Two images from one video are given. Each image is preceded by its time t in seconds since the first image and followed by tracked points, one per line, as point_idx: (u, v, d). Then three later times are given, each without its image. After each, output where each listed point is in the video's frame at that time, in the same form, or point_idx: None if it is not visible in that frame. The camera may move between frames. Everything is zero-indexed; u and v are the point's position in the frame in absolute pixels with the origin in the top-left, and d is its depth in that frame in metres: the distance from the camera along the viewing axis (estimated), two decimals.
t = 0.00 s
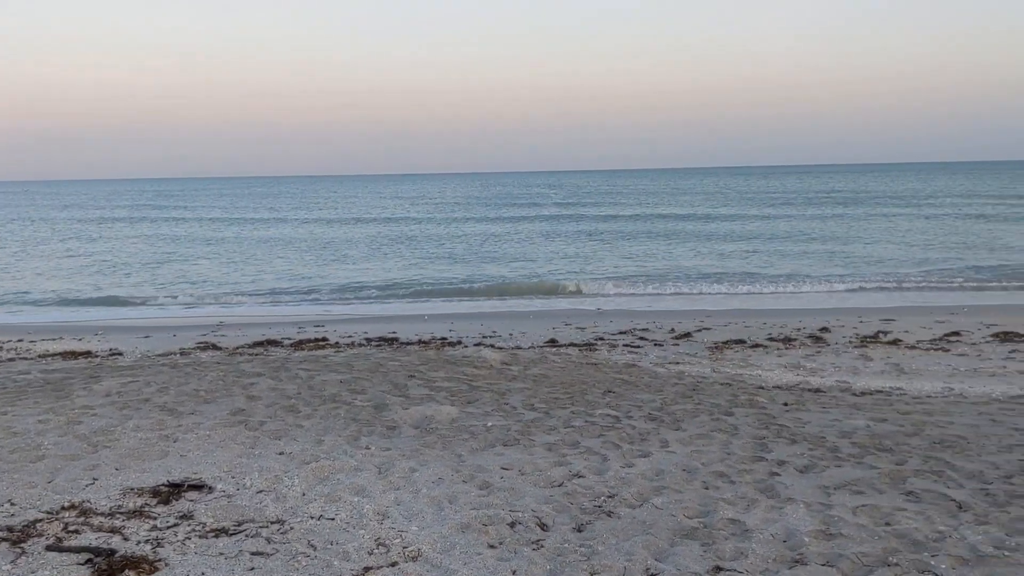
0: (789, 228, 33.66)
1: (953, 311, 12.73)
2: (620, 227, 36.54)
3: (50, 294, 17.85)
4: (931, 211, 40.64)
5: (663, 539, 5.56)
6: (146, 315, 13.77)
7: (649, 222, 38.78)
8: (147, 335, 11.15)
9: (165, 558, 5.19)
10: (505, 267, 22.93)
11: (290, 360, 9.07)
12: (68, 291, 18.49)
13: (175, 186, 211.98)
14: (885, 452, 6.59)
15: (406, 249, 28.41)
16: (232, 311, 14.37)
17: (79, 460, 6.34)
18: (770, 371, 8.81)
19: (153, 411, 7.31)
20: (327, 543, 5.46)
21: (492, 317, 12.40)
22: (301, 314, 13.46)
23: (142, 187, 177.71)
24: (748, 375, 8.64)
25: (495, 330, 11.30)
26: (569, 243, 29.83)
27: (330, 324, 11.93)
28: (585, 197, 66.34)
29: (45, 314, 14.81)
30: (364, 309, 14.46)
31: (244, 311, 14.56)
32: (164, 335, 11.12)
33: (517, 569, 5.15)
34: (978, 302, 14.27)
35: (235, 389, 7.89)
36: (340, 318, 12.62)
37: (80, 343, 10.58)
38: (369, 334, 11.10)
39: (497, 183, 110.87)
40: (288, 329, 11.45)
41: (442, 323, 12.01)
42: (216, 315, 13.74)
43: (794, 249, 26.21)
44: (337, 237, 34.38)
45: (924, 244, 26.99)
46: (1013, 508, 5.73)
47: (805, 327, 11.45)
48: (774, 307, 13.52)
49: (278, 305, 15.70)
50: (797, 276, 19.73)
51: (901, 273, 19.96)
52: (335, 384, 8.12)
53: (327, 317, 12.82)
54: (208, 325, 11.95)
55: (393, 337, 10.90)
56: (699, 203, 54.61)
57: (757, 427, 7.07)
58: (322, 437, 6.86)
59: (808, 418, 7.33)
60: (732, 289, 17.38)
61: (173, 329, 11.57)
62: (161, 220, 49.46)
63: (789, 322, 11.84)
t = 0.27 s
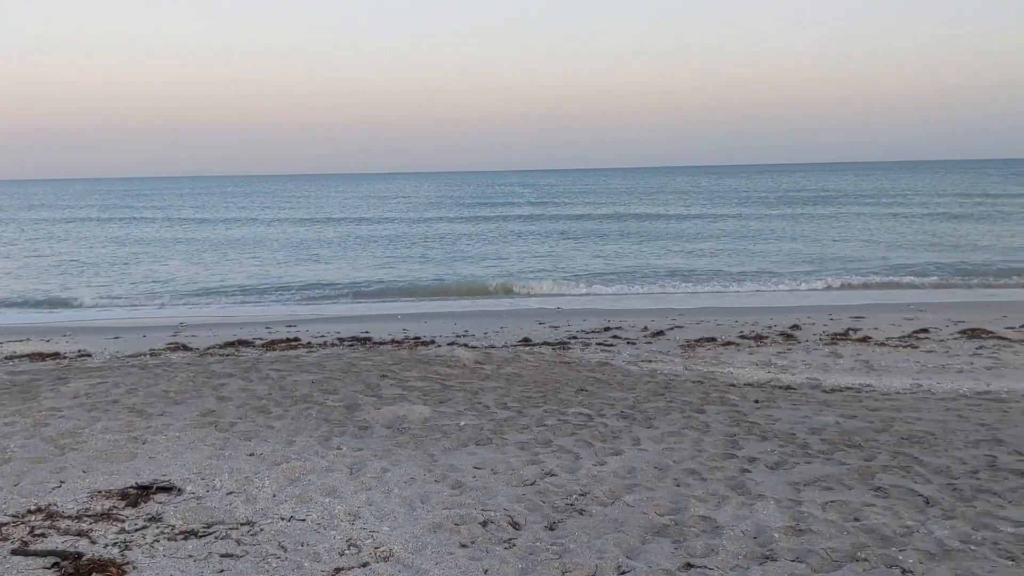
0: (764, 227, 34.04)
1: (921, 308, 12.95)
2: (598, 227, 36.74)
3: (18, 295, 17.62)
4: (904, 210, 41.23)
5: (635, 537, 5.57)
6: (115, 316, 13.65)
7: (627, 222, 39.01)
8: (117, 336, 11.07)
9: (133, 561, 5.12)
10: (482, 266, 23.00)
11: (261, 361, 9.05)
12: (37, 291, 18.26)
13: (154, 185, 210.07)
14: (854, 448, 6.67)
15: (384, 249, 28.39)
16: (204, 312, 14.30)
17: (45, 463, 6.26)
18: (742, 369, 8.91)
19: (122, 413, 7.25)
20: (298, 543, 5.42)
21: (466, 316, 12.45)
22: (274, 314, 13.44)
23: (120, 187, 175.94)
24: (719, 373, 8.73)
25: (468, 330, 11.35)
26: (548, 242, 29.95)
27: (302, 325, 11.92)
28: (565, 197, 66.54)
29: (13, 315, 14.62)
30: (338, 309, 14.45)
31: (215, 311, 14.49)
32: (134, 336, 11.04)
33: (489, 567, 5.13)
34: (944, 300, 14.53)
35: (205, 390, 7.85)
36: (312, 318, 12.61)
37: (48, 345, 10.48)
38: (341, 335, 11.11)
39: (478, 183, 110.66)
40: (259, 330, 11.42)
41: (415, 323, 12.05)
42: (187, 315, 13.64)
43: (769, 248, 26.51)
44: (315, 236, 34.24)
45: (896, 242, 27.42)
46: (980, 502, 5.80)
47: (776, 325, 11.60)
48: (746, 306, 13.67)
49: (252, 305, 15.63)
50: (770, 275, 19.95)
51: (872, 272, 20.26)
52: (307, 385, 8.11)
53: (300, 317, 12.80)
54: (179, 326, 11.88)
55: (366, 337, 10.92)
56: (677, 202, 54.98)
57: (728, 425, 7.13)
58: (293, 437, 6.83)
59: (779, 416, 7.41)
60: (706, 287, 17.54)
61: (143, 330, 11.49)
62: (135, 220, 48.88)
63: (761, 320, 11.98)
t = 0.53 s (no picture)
0: (743, 227, 34.31)
1: (893, 306, 13.11)
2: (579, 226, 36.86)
3: None
4: (881, 209, 41.68)
5: (609, 536, 5.57)
6: (87, 318, 13.53)
7: (607, 221, 39.17)
8: (88, 338, 10.99)
9: (103, 565, 5.05)
10: (461, 266, 23.03)
11: (234, 363, 9.01)
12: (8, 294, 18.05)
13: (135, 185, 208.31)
14: (826, 445, 6.72)
15: (363, 249, 28.33)
16: (177, 313, 14.21)
17: (14, 467, 6.19)
18: (716, 367, 8.98)
19: (92, 416, 7.19)
20: (271, 545, 5.38)
21: (442, 316, 12.48)
22: (247, 315, 13.40)
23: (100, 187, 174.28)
24: (694, 372, 8.79)
25: (443, 329, 11.38)
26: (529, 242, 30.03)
27: (276, 325, 11.89)
28: (548, 196, 66.70)
29: None
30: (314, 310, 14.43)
31: (188, 312, 14.41)
32: (106, 338, 10.96)
33: (464, 568, 5.12)
34: (914, 297, 14.71)
35: (178, 392, 7.80)
36: (287, 319, 12.59)
37: (18, 348, 10.38)
38: (316, 336, 11.10)
39: (461, 182, 110.69)
40: (233, 331, 11.39)
41: (390, 323, 12.06)
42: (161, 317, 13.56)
43: (748, 247, 26.72)
44: (294, 237, 34.10)
45: (872, 241, 27.74)
46: (950, 497, 5.86)
47: (750, 323, 11.69)
48: (721, 304, 13.79)
49: (228, 306, 15.57)
50: (747, 274, 20.12)
51: (847, 271, 20.48)
52: (280, 386, 8.10)
53: (274, 318, 12.78)
54: (151, 327, 11.81)
55: (341, 338, 10.92)
56: (658, 201, 55.26)
57: (702, 423, 7.17)
58: (267, 439, 6.80)
59: (752, 413, 7.46)
60: (683, 286, 17.66)
61: (114, 331, 11.41)
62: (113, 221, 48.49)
63: (735, 318, 12.08)
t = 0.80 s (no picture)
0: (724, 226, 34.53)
1: (867, 303, 13.24)
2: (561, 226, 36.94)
3: None
4: (860, 208, 42.09)
5: (585, 535, 5.57)
6: (58, 320, 13.40)
7: (590, 221, 39.29)
8: (60, 340, 10.89)
9: (74, 569, 4.98)
10: (443, 266, 23.05)
11: (208, 364, 8.98)
12: None
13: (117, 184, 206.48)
14: (800, 443, 6.77)
15: (342, 249, 28.25)
16: (150, 315, 14.13)
17: None
18: (692, 365, 9.04)
19: (64, 419, 7.12)
20: (245, 548, 5.34)
21: (420, 316, 12.49)
22: (222, 316, 13.34)
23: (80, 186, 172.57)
24: (670, 370, 8.83)
25: (420, 330, 11.39)
26: (511, 241, 30.08)
27: (251, 327, 11.85)
28: (529, 196, 66.82)
29: None
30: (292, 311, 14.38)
31: (161, 314, 14.32)
32: (78, 340, 10.86)
33: (439, 569, 5.10)
34: (886, 295, 14.89)
35: (151, 395, 7.75)
36: (262, 320, 12.54)
37: None
38: (291, 337, 11.08)
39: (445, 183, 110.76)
40: (208, 333, 11.34)
41: (366, 323, 12.05)
42: (137, 319, 13.48)
43: (728, 245, 26.91)
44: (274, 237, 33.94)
45: (849, 240, 28.04)
46: (922, 493, 5.92)
47: (726, 321, 11.77)
48: (697, 303, 13.87)
49: (206, 308, 15.49)
50: (726, 272, 20.26)
51: (824, 269, 20.69)
52: (255, 388, 8.07)
53: (249, 319, 12.73)
54: (124, 329, 11.72)
55: (316, 339, 10.90)
56: (641, 201, 55.54)
57: (678, 422, 7.21)
58: (241, 441, 6.76)
59: (727, 411, 7.51)
60: (662, 285, 17.77)
61: (87, 333, 11.32)
62: (93, 221, 48.13)
63: (711, 316, 12.16)
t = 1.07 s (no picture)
0: (701, 225, 34.75)
1: (837, 301, 13.38)
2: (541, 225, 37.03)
3: None
4: (837, 207, 42.49)
5: (557, 533, 5.56)
6: (26, 321, 13.26)
7: (569, 220, 39.39)
8: (28, 342, 10.77)
9: (40, 573, 4.90)
10: (421, 266, 23.03)
11: (179, 365, 8.93)
12: None
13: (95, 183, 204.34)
14: (772, 440, 6.82)
15: (320, 249, 28.14)
16: (120, 316, 14.02)
17: None
18: (666, 364, 9.09)
19: (31, 421, 7.04)
20: (216, 549, 5.28)
21: (393, 316, 12.48)
22: (193, 317, 13.26)
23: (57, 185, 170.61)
24: (643, 369, 8.88)
25: (393, 329, 11.39)
26: (491, 241, 30.11)
27: (223, 327, 11.80)
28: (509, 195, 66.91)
29: None
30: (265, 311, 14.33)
31: (132, 315, 14.21)
32: (46, 342, 10.76)
33: (411, 568, 5.07)
34: (856, 293, 15.07)
35: (120, 396, 7.69)
36: (234, 320, 12.48)
37: None
38: (263, 337, 11.04)
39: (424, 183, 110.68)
40: (179, 334, 11.27)
41: (339, 323, 12.03)
42: (107, 319, 13.37)
43: (705, 244, 27.10)
44: (251, 237, 33.75)
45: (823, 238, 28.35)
46: (891, 489, 5.97)
47: (699, 319, 11.85)
48: (670, 301, 13.96)
49: (179, 309, 15.39)
50: (702, 271, 20.39)
51: (799, 268, 20.89)
52: (227, 388, 8.03)
53: (221, 319, 12.68)
54: (94, 330, 11.62)
55: (289, 339, 10.87)
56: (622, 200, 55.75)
57: (651, 420, 7.25)
58: (212, 443, 6.72)
59: (700, 409, 7.56)
60: (637, 284, 17.87)
61: (55, 335, 11.21)
62: (68, 222, 47.61)
63: (684, 315, 12.24)
